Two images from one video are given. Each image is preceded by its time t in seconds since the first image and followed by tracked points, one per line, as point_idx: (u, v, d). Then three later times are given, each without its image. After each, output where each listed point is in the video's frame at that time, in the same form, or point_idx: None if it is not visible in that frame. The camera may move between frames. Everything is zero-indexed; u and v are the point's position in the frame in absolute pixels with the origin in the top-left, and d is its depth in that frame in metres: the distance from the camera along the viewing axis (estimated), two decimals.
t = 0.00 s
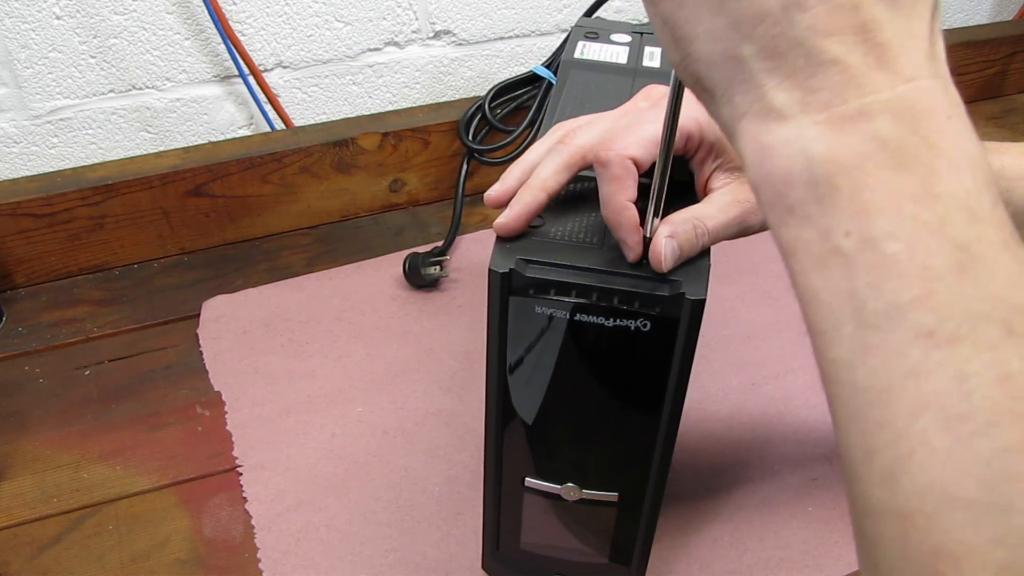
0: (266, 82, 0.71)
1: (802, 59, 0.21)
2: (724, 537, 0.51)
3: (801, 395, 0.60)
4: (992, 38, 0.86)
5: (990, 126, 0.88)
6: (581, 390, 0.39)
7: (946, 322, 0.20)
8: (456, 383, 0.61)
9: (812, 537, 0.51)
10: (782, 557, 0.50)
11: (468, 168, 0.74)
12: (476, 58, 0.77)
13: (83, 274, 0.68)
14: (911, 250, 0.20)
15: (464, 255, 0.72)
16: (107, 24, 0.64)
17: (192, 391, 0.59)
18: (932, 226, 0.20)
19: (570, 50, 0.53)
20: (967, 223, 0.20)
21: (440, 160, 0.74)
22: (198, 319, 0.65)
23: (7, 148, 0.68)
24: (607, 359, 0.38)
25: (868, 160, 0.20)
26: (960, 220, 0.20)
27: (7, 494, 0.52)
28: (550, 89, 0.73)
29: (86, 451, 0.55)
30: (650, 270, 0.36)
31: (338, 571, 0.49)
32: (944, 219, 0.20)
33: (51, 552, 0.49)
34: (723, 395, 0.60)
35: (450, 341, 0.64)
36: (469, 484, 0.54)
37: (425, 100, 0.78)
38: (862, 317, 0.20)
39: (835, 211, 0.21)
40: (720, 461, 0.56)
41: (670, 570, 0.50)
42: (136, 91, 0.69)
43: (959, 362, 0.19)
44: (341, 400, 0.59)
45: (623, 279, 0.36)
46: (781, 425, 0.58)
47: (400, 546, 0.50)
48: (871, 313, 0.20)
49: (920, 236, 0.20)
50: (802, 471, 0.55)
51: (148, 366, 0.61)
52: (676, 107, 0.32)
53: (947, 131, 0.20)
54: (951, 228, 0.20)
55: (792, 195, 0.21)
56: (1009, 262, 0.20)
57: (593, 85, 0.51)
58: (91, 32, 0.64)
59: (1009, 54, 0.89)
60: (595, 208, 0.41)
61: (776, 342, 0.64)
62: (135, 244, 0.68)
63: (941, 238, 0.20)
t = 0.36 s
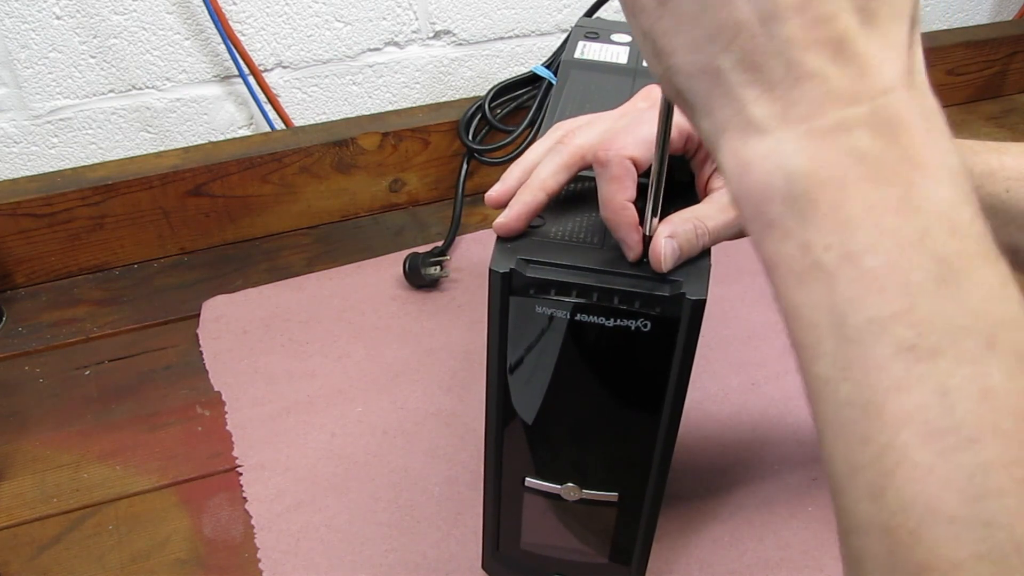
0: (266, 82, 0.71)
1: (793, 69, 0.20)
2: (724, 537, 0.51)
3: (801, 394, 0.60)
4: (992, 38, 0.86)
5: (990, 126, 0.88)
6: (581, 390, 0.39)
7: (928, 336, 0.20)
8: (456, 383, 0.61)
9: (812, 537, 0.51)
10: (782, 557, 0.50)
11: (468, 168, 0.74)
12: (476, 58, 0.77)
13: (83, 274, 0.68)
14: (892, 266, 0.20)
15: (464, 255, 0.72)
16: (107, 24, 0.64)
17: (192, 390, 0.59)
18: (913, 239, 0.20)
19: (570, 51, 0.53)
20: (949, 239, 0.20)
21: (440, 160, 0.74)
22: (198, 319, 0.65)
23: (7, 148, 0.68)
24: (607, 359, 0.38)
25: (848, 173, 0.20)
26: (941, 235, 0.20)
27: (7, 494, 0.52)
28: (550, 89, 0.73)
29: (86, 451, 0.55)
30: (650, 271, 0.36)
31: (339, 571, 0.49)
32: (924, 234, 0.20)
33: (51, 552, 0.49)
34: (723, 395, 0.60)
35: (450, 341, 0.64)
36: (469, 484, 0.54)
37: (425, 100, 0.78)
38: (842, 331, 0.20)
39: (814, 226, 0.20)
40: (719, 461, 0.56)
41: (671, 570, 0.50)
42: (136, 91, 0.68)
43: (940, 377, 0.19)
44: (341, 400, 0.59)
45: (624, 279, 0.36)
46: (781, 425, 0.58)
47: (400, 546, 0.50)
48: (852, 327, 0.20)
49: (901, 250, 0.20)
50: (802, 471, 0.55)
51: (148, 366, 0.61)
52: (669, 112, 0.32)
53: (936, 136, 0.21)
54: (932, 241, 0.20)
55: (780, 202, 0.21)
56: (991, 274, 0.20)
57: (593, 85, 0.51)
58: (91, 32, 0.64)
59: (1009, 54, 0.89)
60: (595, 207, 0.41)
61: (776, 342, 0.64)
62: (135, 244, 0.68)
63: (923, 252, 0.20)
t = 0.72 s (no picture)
0: (266, 82, 0.71)
1: (813, 48, 0.21)
2: (725, 537, 0.51)
3: (801, 394, 0.60)
4: (992, 38, 0.86)
5: (991, 126, 0.87)
6: (581, 390, 0.39)
7: (931, 304, 0.20)
8: (456, 383, 0.61)
9: (812, 537, 0.51)
10: (782, 557, 0.50)
11: (468, 168, 0.74)
12: (476, 58, 0.77)
13: (84, 274, 0.68)
14: (900, 235, 0.20)
15: (464, 255, 0.72)
16: (108, 24, 0.64)
17: (192, 391, 0.59)
18: (918, 210, 0.20)
19: (570, 51, 0.53)
20: (954, 207, 0.21)
21: (440, 160, 0.74)
22: (198, 319, 0.65)
23: (7, 148, 0.68)
24: (607, 359, 0.38)
25: (861, 149, 0.21)
26: (947, 206, 0.21)
27: (6, 494, 0.52)
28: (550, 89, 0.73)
29: (85, 451, 0.55)
30: (650, 271, 0.36)
31: (338, 571, 0.49)
32: (932, 204, 0.20)
33: (51, 552, 0.49)
34: (723, 395, 0.60)
35: (450, 340, 0.64)
36: (469, 484, 0.54)
37: (425, 100, 0.78)
38: (849, 299, 0.21)
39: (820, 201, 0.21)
40: (719, 460, 0.56)
41: (671, 571, 0.50)
42: (136, 91, 0.69)
43: (945, 341, 0.20)
44: (341, 400, 0.59)
45: (625, 279, 0.36)
46: (781, 425, 0.58)
47: (399, 546, 0.50)
48: (852, 302, 0.21)
49: (908, 220, 0.20)
50: (802, 471, 0.55)
51: (148, 366, 0.61)
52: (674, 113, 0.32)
53: (937, 117, 0.21)
54: (939, 214, 0.20)
55: (795, 171, 0.22)
56: (992, 249, 0.21)
57: (593, 85, 0.51)
58: (91, 32, 0.64)
59: (1009, 54, 0.89)
60: (594, 208, 0.41)
61: (776, 342, 0.64)
62: (135, 244, 0.68)
63: (927, 222, 0.20)
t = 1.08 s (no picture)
0: (266, 82, 0.71)
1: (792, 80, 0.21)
2: (724, 537, 0.51)
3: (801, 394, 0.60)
4: (992, 38, 0.86)
5: (990, 126, 0.88)
6: (579, 390, 0.39)
7: (921, 336, 0.20)
8: (456, 383, 0.61)
9: (812, 537, 0.51)
10: (782, 557, 0.50)
11: (468, 168, 0.74)
12: (476, 58, 0.77)
13: (84, 274, 0.68)
14: (886, 268, 0.20)
15: (464, 255, 0.72)
16: (107, 24, 0.64)
17: (192, 390, 0.59)
18: (903, 244, 0.20)
19: (568, 50, 0.53)
20: (940, 239, 0.20)
21: (440, 160, 0.74)
22: (198, 319, 0.65)
23: (7, 148, 0.68)
24: (604, 358, 0.38)
25: (840, 183, 0.21)
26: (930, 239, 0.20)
27: (6, 494, 0.52)
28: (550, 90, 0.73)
29: (85, 451, 0.55)
30: (648, 270, 0.36)
31: (338, 571, 0.49)
32: (917, 237, 0.20)
33: (51, 552, 0.49)
34: (723, 395, 0.60)
35: (450, 340, 0.64)
36: (469, 484, 0.54)
37: (425, 100, 0.78)
38: (839, 334, 0.20)
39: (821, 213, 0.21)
40: (719, 460, 0.56)
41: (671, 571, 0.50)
42: (136, 91, 0.69)
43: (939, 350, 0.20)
44: (341, 400, 0.59)
45: (621, 279, 0.36)
46: (781, 425, 0.58)
47: (400, 546, 0.50)
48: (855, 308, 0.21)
49: (893, 254, 0.20)
50: (802, 471, 0.55)
51: (148, 366, 0.61)
52: (668, 115, 0.32)
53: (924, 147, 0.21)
54: (924, 246, 0.20)
55: (777, 208, 0.22)
56: (979, 278, 0.20)
57: (591, 84, 0.51)
58: (91, 32, 0.64)
59: (1009, 54, 0.89)
60: (591, 208, 0.41)
61: (776, 342, 0.64)
62: (135, 244, 0.68)
63: (914, 255, 0.20)
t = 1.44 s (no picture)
0: (266, 82, 0.71)
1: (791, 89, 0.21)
2: (724, 537, 0.51)
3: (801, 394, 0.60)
4: (992, 38, 0.86)
5: (990, 126, 0.88)
6: (578, 390, 0.39)
7: (927, 347, 0.20)
8: (456, 383, 0.61)
9: (811, 537, 0.51)
10: (782, 557, 0.50)
11: (468, 168, 0.73)
12: (476, 58, 0.77)
13: (84, 274, 0.68)
14: (889, 279, 0.21)
15: (464, 255, 0.72)
16: (107, 24, 0.64)
17: (192, 390, 0.59)
18: (909, 255, 0.21)
19: (567, 50, 0.53)
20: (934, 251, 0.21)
21: (440, 160, 0.74)
22: (198, 319, 0.65)
23: (7, 148, 0.68)
24: (602, 358, 0.38)
25: (847, 196, 0.21)
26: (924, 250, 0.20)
27: (6, 494, 0.52)
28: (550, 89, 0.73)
29: (85, 451, 0.55)
30: (645, 270, 0.36)
31: (338, 571, 0.49)
32: (921, 251, 0.21)
33: (51, 552, 0.49)
34: (723, 395, 0.60)
35: (450, 340, 0.64)
36: (469, 484, 0.54)
37: (425, 100, 0.78)
38: (844, 344, 0.21)
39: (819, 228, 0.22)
40: (719, 461, 0.56)
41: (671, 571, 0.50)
42: (136, 91, 0.69)
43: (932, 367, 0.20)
44: (341, 400, 0.59)
45: (618, 279, 0.36)
46: (781, 425, 0.58)
47: (400, 545, 0.50)
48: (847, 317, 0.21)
49: (897, 266, 0.21)
50: (802, 471, 0.55)
51: (148, 366, 0.61)
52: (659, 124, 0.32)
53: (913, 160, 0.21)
54: (927, 258, 0.21)
55: (783, 220, 0.22)
56: (982, 290, 0.21)
57: (589, 85, 0.51)
58: (91, 32, 0.64)
59: (1009, 54, 0.89)
60: (589, 208, 0.41)
61: (776, 342, 0.64)
62: (135, 244, 0.68)
63: (917, 267, 0.21)
